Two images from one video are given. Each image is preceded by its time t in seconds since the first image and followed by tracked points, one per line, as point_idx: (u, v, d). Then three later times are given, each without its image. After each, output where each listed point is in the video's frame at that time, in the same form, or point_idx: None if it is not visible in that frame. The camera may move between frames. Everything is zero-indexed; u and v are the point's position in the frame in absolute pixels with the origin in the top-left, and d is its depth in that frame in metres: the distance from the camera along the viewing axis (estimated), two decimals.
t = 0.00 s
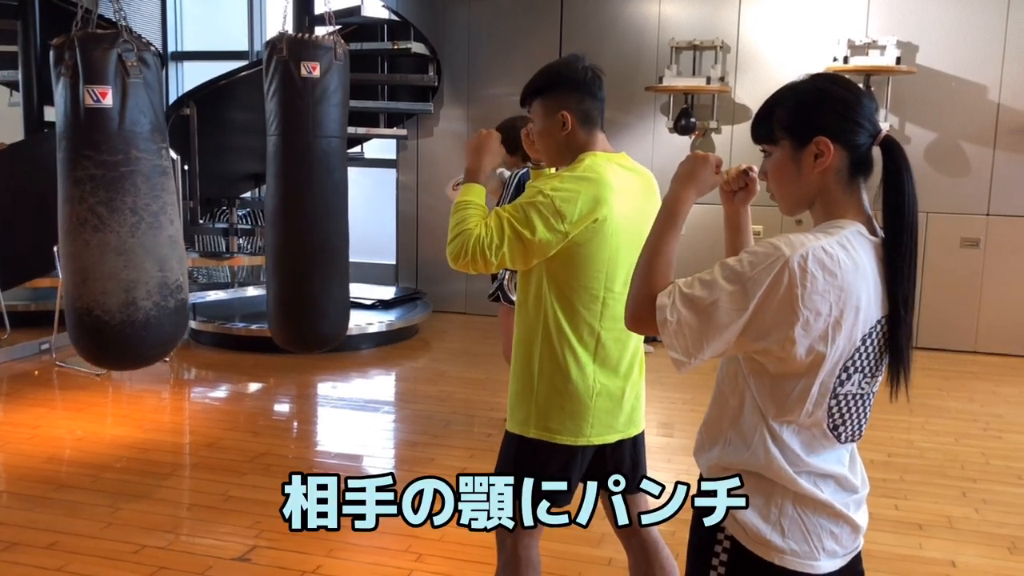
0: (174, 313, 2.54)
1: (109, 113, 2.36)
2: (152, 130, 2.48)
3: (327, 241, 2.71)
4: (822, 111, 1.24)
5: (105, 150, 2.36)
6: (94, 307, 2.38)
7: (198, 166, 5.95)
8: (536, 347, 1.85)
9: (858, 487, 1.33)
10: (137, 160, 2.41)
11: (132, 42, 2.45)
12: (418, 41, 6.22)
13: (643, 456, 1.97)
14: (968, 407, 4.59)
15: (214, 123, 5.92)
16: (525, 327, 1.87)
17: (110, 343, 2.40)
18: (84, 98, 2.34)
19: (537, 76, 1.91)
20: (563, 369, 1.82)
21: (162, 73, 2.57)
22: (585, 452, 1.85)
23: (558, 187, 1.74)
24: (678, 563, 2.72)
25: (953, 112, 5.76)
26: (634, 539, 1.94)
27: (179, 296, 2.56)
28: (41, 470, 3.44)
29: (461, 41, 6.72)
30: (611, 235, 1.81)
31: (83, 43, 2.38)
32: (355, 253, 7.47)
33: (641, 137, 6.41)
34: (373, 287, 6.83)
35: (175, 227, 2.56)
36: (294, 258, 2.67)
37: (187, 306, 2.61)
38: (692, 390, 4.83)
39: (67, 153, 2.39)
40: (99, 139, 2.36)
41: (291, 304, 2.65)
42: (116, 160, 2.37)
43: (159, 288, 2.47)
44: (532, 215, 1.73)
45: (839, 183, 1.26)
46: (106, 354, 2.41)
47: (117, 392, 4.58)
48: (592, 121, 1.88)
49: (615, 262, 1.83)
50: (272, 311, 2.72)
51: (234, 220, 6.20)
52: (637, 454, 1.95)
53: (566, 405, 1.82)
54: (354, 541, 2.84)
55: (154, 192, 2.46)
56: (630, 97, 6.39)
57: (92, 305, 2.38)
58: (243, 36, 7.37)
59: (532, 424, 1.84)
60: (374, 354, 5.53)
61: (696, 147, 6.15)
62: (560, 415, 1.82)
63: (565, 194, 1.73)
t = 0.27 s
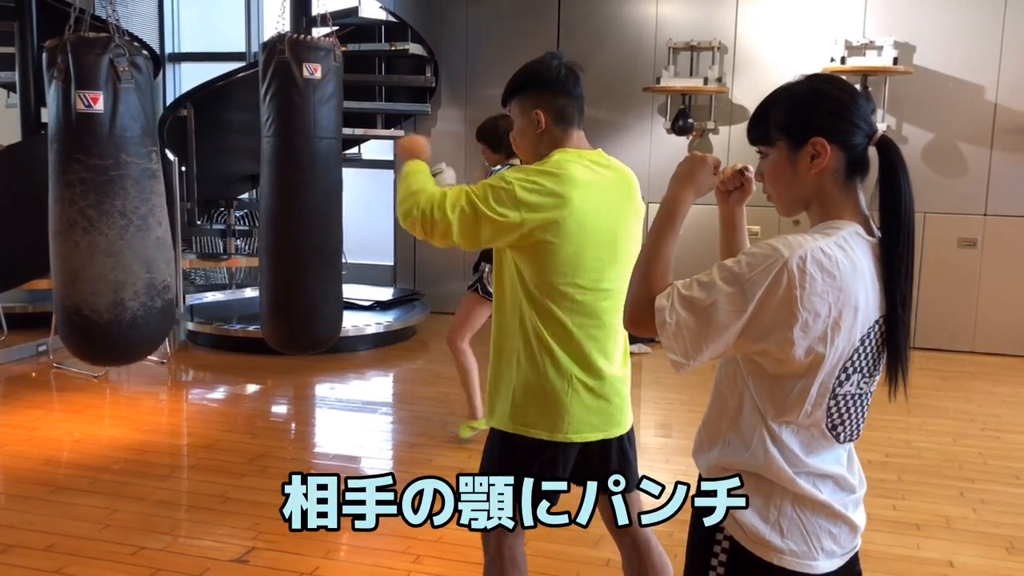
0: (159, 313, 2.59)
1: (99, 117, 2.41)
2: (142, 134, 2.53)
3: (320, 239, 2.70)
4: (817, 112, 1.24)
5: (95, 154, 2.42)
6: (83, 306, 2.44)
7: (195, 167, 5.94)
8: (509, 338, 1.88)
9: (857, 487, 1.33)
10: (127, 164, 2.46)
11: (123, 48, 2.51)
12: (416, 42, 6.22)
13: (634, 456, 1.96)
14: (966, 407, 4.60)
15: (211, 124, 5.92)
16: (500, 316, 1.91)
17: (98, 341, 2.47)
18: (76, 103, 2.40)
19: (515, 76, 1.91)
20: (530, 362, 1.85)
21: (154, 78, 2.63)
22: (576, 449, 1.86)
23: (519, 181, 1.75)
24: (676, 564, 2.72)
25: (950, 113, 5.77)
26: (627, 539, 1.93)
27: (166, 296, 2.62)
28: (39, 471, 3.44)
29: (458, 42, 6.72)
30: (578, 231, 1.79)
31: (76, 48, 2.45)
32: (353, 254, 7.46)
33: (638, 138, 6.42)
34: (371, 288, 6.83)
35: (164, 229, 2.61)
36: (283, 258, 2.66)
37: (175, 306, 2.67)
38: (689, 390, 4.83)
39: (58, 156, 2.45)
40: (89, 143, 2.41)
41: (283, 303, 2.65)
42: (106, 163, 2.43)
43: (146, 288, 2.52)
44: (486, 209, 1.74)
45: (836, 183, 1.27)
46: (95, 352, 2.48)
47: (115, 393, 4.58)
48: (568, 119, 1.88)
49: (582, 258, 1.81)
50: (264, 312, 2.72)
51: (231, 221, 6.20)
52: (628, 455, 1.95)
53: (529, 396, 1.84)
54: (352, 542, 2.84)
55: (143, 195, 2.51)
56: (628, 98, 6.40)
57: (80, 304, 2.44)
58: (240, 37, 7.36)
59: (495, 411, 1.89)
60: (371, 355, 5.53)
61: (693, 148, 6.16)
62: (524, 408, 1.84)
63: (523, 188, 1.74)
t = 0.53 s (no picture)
0: (144, 312, 2.64)
1: (88, 122, 2.45)
2: (131, 138, 2.56)
3: (315, 241, 2.70)
4: (813, 113, 1.24)
5: (84, 158, 2.45)
6: (69, 306, 2.49)
7: (194, 170, 5.94)
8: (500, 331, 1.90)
9: (856, 486, 1.33)
10: (115, 168, 2.50)
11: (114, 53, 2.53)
12: (414, 44, 6.22)
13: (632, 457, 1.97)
14: (965, 408, 4.60)
15: (210, 127, 5.92)
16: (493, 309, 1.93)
17: (83, 341, 2.52)
18: (65, 107, 2.43)
19: (506, 77, 1.92)
20: (518, 356, 1.86)
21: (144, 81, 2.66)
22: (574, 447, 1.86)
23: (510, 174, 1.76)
24: (676, 565, 2.72)
25: (948, 113, 5.78)
26: (624, 539, 1.94)
27: (151, 296, 2.66)
28: (38, 474, 3.43)
29: (457, 43, 6.72)
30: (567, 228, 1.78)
31: (65, 51, 2.47)
32: (351, 256, 7.46)
33: (637, 139, 6.42)
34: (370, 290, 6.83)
35: (150, 230, 2.65)
36: (284, 255, 2.67)
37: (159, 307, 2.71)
38: (688, 391, 4.83)
39: (47, 159, 2.49)
40: (78, 147, 2.45)
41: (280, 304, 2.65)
42: (94, 168, 2.46)
43: (131, 290, 2.57)
44: (472, 199, 1.77)
45: (835, 184, 1.27)
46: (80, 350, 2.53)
47: (114, 396, 4.58)
48: (559, 120, 1.88)
49: (573, 255, 1.80)
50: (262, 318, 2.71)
51: (230, 223, 6.20)
52: (627, 457, 1.94)
53: (515, 389, 1.85)
54: (351, 544, 2.84)
55: (130, 198, 2.55)
56: (626, 99, 6.40)
57: (66, 304, 2.49)
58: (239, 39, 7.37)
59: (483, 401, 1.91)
60: (370, 356, 5.54)
61: (691, 149, 6.16)
62: (511, 401, 1.85)
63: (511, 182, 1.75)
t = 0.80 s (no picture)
0: (131, 315, 2.63)
1: (78, 124, 2.45)
2: (121, 140, 2.57)
3: (314, 243, 2.69)
4: (811, 115, 1.24)
5: (72, 159, 2.46)
6: (54, 307, 2.48)
7: (194, 171, 5.94)
8: (504, 332, 1.90)
9: (855, 487, 1.33)
10: (104, 170, 2.51)
11: (105, 56, 2.53)
12: (414, 46, 6.22)
13: (637, 461, 1.96)
14: (964, 409, 4.60)
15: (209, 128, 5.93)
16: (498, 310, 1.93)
17: (69, 342, 2.51)
18: (56, 109, 2.44)
19: (523, 77, 1.91)
20: (524, 358, 1.86)
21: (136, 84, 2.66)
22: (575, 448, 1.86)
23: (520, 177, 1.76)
24: (676, 567, 2.72)
25: (947, 115, 5.78)
26: (626, 540, 1.93)
27: (138, 299, 2.66)
28: (38, 476, 3.43)
29: (457, 44, 6.73)
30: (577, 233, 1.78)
31: (56, 52, 2.47)
32: (351, 257, 7.46)
33: (636, 141, 6.42)
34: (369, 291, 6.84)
35: (139, 233, 2.65)
36: (290, 256, 2.67)
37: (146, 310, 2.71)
38: (688, 393, 4.83)
39: (36, 159, 2.49)
40: (67, 148, 2.45)
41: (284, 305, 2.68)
42: (82, 169, 2.47)
43: (117, 292, 2.56)
44: (483, 203, 1.76)
45: (831, 187, 1.27)
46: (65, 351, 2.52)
47: (113, 398, 4.58)
48: (572, 123, 1.88)
49: (581, 259, 1.80)
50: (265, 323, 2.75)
51: (230, 225, 6.20)
52: (629, 460, 1.94)
53: (520, 391, 1.85)
54: (350, 546, 2.84)
55: (118, 201, 2.55)
56: (626, 101, 6.40)
57: (51, 305, 2.49)
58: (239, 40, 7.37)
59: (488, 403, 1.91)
60: (370, 358, 5.54)
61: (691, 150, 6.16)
62: (514, 402, 1.86)
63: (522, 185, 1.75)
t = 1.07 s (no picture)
0: (121, 318, 2.62)
1: (73, 123, 2.46)
2: (115, 141, 2.57)
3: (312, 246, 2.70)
4: (797, 115, 1.24)
5: (66, 159, 2.47)
6: (44, 308, 2.48)
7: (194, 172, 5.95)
8: (505, 332, 1.88)
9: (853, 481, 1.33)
10: (97, 170, 2.51)
11: (102, 56, 2.56)
12: (415, 47, 6.23)
13: (634, 461, 1.97)
14: (964, 412, 4.60)
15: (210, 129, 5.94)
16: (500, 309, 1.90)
17: (59, 344, 2.50)
18: (49, 107, 2.45)
19: (531, 76, 1.91)
20: (527, 359, 1.85)
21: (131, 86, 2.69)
22: (576, 448, 1.86)
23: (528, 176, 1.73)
24: (675, 568, 2.72)
25: (947, 117, 5.78)
26: (625, 539, 1.92)
27: (129, 302, 2.65)
28: (37, 477, 3.43)
29: (457, 46, 6.73)
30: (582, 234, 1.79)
31: (52, 51, 2.50)
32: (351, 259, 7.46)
33: (637, 143, 6.43)
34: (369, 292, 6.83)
35: (131, 235, 2.65)
36: (284, 257, 2.68)
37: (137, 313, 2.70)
38: (687, 394, 4.83)
39: (29, 159, 2.50)
40: (61, 147, 2.46)
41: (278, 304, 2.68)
42: (76, 169, 2.48)
43: (108, 295, 2.55)
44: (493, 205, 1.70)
45: (818, 187, 1.26)
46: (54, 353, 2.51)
47: (113, 398, 4.57)
48: (580, 124, 1.88)
49: (585, 262, 1.81)
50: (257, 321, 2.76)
51: (230, 226, 6.20)
52: (628, 460, 1.95)
53: (523, 390, 1.85)
54: (349, 547, 2.84)
55: (111, 202, 2.55)
56: (627, 102, 6.41)
57: (41, 306, 2.48)
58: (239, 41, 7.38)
59: (489, 402, 1.88)
60: (370, 359, 5.54)
61: (691, 152, 6.16)
62: (516, 403, 1.85)
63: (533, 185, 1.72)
